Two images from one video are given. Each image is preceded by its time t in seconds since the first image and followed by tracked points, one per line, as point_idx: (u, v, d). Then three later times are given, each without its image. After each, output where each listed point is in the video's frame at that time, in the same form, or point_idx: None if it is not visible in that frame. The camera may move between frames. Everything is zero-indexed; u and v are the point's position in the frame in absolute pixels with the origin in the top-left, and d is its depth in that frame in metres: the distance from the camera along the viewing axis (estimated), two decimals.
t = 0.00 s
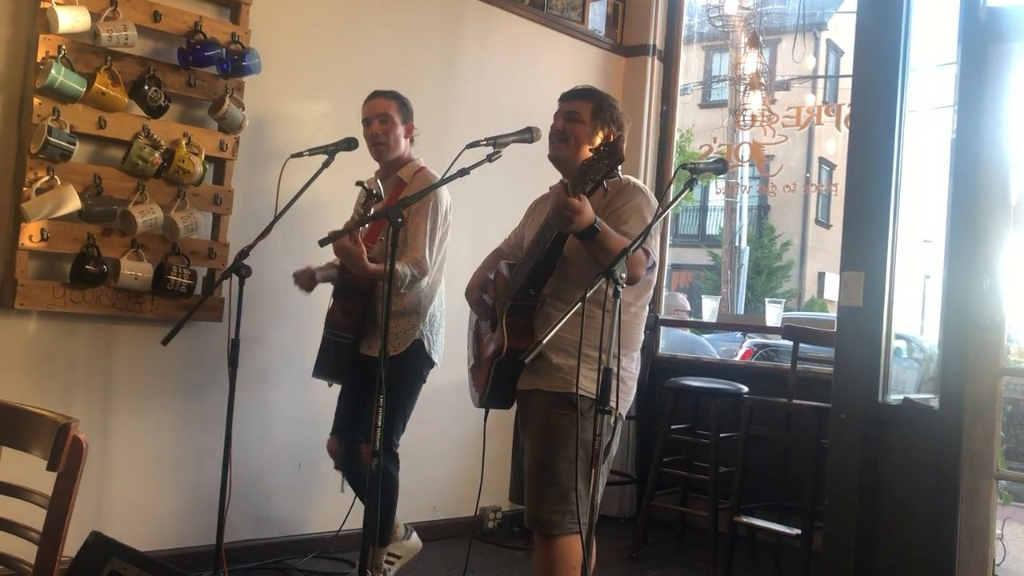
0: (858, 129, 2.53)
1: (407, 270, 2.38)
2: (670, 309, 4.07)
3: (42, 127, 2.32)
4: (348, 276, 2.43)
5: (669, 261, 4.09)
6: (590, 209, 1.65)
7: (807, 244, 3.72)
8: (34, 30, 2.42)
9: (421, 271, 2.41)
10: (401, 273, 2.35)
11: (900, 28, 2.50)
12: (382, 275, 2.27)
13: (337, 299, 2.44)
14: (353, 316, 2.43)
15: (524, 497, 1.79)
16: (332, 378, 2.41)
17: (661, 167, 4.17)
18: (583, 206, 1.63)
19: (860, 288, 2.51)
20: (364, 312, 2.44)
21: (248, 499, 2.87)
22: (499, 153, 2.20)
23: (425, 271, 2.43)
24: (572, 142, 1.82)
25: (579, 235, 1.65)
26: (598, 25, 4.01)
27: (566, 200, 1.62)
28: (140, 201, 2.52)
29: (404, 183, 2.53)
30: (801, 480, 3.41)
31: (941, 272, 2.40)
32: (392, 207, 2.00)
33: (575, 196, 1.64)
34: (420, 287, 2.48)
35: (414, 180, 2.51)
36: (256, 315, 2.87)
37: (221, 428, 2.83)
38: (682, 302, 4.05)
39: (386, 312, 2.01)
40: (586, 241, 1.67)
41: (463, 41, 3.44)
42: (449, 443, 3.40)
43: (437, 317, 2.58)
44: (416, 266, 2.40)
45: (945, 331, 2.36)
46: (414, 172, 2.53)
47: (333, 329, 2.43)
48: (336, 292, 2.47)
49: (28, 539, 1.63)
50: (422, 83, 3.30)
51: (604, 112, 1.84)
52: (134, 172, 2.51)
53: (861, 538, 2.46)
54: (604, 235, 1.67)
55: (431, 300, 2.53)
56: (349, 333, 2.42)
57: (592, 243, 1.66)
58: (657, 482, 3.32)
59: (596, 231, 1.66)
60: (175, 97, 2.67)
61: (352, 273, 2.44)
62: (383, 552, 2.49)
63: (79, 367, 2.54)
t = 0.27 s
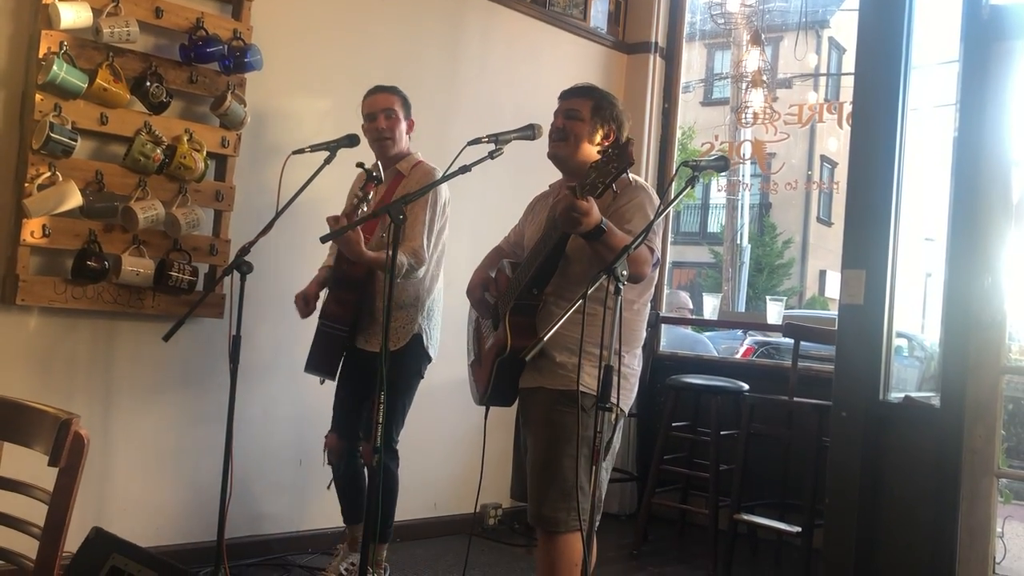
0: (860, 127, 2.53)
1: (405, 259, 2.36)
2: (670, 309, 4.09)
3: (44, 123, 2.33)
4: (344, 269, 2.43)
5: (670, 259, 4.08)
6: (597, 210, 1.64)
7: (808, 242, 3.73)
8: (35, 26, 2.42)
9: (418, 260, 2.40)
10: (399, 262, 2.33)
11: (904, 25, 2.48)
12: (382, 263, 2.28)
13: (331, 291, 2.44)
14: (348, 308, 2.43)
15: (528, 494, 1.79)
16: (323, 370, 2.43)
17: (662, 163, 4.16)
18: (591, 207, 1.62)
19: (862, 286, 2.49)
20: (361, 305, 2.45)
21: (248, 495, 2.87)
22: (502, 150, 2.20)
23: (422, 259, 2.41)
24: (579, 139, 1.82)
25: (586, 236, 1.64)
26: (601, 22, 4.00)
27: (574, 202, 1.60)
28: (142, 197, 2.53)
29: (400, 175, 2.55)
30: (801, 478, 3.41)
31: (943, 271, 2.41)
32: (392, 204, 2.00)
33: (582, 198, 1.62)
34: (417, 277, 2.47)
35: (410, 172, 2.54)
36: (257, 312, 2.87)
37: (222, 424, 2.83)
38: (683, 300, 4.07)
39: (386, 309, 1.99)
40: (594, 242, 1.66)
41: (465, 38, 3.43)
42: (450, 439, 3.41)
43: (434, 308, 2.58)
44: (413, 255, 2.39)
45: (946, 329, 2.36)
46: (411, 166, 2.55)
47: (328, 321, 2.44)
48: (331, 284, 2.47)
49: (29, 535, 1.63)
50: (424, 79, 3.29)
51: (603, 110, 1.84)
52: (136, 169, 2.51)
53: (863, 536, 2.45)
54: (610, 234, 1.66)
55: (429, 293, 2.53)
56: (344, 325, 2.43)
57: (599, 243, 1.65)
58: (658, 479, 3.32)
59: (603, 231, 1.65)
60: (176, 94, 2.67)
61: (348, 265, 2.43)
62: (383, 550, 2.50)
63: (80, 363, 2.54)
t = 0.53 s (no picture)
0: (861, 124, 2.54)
1: (414, 257, 2.38)
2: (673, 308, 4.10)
3: (45, 119, 2.32)
4: (348, 265, 2.42)
5: (671, 255, 4.08)
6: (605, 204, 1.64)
7: (810, 238, 3.72)
8: (36, 21, 2.42)
9: (426, 258, 2.42)
10: (410, 261, 2.35)
11: (905, 23, 2.49)
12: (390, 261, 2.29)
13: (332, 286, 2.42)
14: (350, 303, 2.42)
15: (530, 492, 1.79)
16: (322, 365, 2.44)
17: (664, 161, 4.16)
18: (599, 202, 1.61)
19: (863, 282, 2.52)
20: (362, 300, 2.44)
21: (249, 491, 2.87)
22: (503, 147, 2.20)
23: (429, 257, 2.44)
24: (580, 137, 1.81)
25: (594, 229, 1.64)
26: (603, 18, 3.99)
27: (583, 196, 1.60)
28: (143, 194, 2.52)
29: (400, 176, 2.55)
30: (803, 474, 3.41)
31: (945, 267, 2.40)
32: (395, 200, 1.99)
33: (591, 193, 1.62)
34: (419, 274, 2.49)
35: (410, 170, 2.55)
36: (259, 308, 2.87)
37: (223, 420, 2.83)
38: (686, 298, 4.07)
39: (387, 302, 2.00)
40: (601, 236, 1.66)
41: (466, 34, 3.43)
42: (451, 435, 3.41)
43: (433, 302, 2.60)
44: (420, 253, 2.41)
45: (947, 325, 2.35)
46: (410, 165, 2.55)
47: (328, 316, 2.42)
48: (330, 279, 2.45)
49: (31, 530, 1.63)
50: (425, 76, 3.29)
51: (606, 106, 1.84)
52: (137, 165, 2.51)
53: (864, 530, 2.48)
54: (618, 229, 1.66)
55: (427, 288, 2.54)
56: (344, 320, 2.43)
57: (607, 237, 1.65)
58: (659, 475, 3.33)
59: (610, 226, 1.65)
60: (177, 90, 2.67)
61: (351, 261, 2.43)
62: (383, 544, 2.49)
63: (82, 358, 2.54)
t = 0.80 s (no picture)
0: (862, 121, 2.54)
1: (420, 256, 2.38)
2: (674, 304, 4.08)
3: (47, 116, 2.32)
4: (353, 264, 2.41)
5: (672, 252, 4.07)
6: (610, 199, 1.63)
7: (811, 235, 3.73)
8: (38, 18, 2.42)
9: (432, 257, 2.42)
10: (417, 260, 2.35)
11: (907, 19, 2.48)
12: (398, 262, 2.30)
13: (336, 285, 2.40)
14: (353, 302, 2.42)
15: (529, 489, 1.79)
16: (323, 360, 2.44)
17: (665, 157, 4.15)
18: (605, 196, 1.61)
19: (865, 279, 2.51)
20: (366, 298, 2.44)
21: (251, 488, 2.87)
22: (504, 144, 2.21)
23: (434, 256, 2.44)
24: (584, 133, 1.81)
25: (599, 225, 1.63)
26: (604, 14, 4.00)
27: (588, 190, 1.60)
28: (145, 191, 2.53)
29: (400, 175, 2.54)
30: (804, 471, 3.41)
31: (946, 264, 2.40)
32: (397, 197, 1.99)
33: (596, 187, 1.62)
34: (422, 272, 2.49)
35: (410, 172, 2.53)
36: (261, 304, 2.87)
37: (225, 417, 2.84)
38: (687, 294, 4.05)
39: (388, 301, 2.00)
40: (606, 230, 1.65)
41: (467, 31, 3.42)
42: (453, 432, 3.41)
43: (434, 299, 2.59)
44: (426, 251, 2.41)
45: (949, 321, 2.35)
46: (411, 164, 2.55)
47: (330, 314, 2.41)
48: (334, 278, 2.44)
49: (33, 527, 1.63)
50: (426, 72, 3.29)
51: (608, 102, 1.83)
52: (139, 162, 2.51)
53: (864, 527, 2.47)
54: (623, 224, 1.65)
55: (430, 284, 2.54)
56: (348, 319, 2.42)
57: (612, 231, 1.65)
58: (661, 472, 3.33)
59: (615, 220, 1.64)
60: (179, 87, 2.67)
61: (355, 261, 2.42)
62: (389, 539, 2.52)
63: (84, 355, 2.55)
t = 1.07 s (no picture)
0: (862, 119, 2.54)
1: (425, 255, 2.38)
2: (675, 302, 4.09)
3: (48, 114, 2.33)
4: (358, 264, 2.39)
5: (674, 250, 4.07)
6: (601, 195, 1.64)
7: (813, 233, 3.72)
8: (39, 16, 2.42)
9: (436, 256, 2.42)
10: (421, 260, 2.34)
11: (908, 16, 2.48)
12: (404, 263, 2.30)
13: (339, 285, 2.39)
14: (356, 301, 2.40)
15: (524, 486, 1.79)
16: (324, 358, 2.49)
17: (667, 156, 4.15)
18: (595, 192, 1.62)
19: (866, 277, 2.51)
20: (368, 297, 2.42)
21: (252, 486, 2.88)
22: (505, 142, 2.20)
23: (438, 255, 2.43)
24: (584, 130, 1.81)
25: (591, 221, 1.64)
26: (605, 13, 4.00)
27: (578, 185, 1.60)
28: (146, 189, 2.53)
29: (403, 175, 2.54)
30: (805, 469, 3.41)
31: (948, 261, 2.39)
32: (398, 196, 1.99)
33: (587, 183, 1.62)
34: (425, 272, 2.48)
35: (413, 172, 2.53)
36: (263, 302, 2.87)
37: (227, 414, 2.84)
38: (688, 292, 4.07)
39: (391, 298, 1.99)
40: (599, 226, 1.65)
41: (468, 28, 3.42)
42: (455, 429, 3.42)
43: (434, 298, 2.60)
44: (430, 251, 2.41)
45: (951, 319, 2.35)
46: (412, 163, 2.55)
47: (332, 314, 2.40)
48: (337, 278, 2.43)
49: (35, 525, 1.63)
50: (428, 70, 3.29)
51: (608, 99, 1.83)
52: (140, 160, 2.52)
53: (865, 526, 2.47)
54: (616, 221, 1.65)
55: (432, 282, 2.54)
56: (351, 318, 2.41)
57: (604, 227, 1.65)
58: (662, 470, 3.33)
59: (608, 217, 1.65)
60: (180, 85, 2.67)
61: (360, 260, 2.40)
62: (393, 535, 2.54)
63: (86, 353, 2.55)
